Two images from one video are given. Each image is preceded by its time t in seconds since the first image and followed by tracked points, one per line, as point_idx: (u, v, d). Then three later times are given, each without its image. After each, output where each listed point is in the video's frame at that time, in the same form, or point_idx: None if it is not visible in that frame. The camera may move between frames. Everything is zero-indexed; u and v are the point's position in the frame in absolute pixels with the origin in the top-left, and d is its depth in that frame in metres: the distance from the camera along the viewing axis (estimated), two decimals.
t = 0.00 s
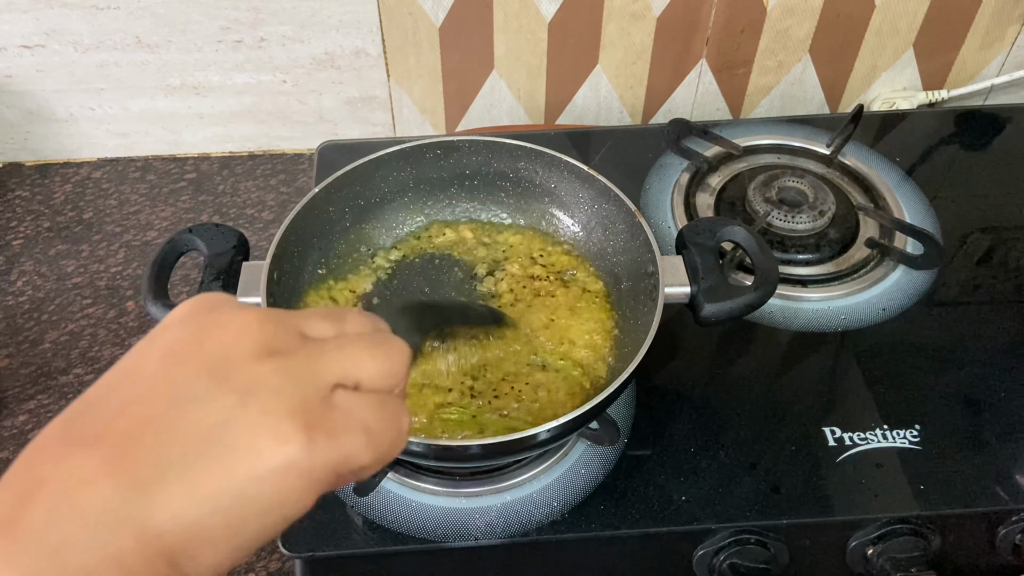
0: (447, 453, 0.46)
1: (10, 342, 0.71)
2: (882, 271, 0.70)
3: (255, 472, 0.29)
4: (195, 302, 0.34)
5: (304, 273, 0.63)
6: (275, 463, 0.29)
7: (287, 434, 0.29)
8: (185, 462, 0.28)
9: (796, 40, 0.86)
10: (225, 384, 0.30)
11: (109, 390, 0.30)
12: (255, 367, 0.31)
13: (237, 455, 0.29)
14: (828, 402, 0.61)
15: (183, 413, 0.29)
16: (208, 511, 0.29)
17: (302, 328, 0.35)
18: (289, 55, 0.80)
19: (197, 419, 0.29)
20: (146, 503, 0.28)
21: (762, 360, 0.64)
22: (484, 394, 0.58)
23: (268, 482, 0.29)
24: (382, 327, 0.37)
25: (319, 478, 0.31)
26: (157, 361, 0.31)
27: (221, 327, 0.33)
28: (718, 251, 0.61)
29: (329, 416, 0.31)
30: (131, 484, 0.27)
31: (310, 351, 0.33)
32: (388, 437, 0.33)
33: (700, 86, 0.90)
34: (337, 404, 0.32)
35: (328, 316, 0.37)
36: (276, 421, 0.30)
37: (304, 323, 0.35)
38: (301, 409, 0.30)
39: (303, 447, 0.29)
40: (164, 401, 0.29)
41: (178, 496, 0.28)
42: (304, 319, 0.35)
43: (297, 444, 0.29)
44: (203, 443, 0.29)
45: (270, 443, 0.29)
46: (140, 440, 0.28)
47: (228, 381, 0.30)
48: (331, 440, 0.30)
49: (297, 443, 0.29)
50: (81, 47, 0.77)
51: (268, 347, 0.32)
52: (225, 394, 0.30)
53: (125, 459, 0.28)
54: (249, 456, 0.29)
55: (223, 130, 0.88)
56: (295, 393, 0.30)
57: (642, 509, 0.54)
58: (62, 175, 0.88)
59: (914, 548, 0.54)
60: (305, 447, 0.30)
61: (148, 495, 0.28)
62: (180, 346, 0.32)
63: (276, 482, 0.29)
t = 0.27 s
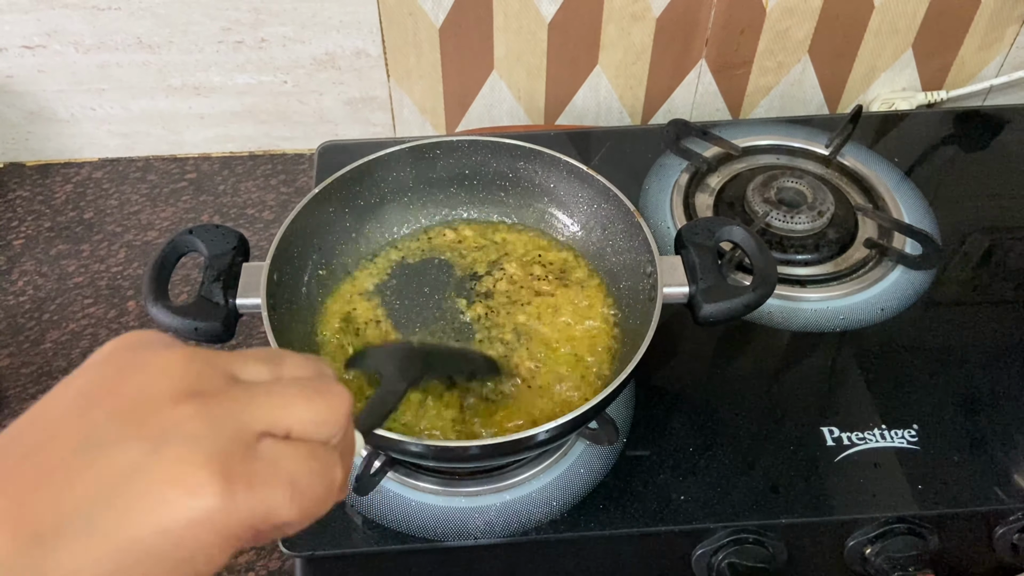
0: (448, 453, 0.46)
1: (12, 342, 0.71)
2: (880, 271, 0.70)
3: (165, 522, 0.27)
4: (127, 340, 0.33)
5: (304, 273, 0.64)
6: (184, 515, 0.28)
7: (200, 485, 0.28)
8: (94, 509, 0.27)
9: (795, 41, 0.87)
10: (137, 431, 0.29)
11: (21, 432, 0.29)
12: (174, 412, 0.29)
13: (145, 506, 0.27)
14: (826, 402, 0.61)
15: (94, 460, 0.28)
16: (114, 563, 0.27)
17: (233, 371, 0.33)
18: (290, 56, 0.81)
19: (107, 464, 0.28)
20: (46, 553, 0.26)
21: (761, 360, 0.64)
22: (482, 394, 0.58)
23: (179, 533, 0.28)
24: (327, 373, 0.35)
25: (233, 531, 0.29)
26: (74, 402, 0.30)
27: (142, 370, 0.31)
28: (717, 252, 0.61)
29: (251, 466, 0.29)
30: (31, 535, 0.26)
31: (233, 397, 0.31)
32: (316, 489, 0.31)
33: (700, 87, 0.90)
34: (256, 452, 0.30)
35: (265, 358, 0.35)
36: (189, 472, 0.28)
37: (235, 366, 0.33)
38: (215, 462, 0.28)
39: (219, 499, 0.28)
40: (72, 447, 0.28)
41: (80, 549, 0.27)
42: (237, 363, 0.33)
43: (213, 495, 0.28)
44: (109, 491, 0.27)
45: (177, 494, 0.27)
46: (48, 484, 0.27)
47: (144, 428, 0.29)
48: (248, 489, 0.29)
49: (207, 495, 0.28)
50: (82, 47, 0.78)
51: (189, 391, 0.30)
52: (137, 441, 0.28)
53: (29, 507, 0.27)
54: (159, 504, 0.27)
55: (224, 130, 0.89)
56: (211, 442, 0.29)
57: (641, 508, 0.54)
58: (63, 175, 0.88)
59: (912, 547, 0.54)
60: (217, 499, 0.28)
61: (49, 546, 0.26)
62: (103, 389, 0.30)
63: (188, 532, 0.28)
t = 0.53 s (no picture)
0: (447, 450, 0.46)
1: (8, 339, 0.71)
2: (881, 268, 0.70)
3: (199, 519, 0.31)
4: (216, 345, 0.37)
5: (302, 270, 0.64)
6: (216, 517, 0.31)
7: (241, 495, 0.31)
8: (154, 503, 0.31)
9: (796, 38, 0.86)
10: (202, 439, 0.32)
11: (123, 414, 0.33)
12: (234, 425, 0.32)
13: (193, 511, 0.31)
14: (826, 400, 0.61)
15: (155, 461, 0.31)
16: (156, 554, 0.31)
17: (290, 389, 0.35)
18: (289, 53, 0.80)
19: (171, 461, 0.31)
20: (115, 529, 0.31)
21: (761, 357, 0.64)
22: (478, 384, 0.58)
23: (220, 539, 0.31)
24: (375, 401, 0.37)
25: (250, 543, 0.32)
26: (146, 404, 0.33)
27: (211, 384, 0.34)
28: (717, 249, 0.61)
29: (290, 484, 0.32)
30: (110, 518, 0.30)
31: (289, 416, 0.33)
32: (339, 513, 0.35)
33: (700, 84, 0.90)
34: (292, 475, 0.33)
35: (324, 377, 0.36)
36: (239, 482, 0.31)
37: (294, 384, 0.35)
38: (255, 475, 0.31)
39: (259, 508, 0.31)
40: (147, 455, 0.31)
41: (142, 540, 0.31)
42: (295, 378, 0.36)
43: (248, 506, 0.31)
44: (169, 486, 0.31)
45: (221, 499, 0.31)
46: (133, 467, 0.31)
47: (206, 436, 0.32)
48: (281, 502, 0.32)
49: (249, 504, 0.31)
50: (80, 44, 0.77)
51: (251, 405, 0.33)
52: (202, 445, 0.31)
53: (103, 489, 0.31)
54: (196, 505, 0.31)
55: (222, 127, 0.88)
56: (262, 458, 0.32)
57: (640, 506, 0.53)
58: (60, 172, 0.88)
59: (913, 546, 0.54)
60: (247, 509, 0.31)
61: (118, 533, 0.31)
62: (187, 394, 0.34)
63: (218, 538, 0.31)
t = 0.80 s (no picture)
0: (446, 450, 0.46)
1: (7, 338, 0.71)
2: (882, 268, 0.70)
3: (64, 451, 0.34)
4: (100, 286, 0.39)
5: (302, 268, 0.63)
6: (85, 444, 0.34)
7: (119, 421, 0.34)
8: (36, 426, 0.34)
9: (796, 37, 0.86)
10: (31, 366, 0.35)
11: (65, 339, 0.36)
12: (132, 353, 0.35)
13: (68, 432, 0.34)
14: (827, 399, 0.61)
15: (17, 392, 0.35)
16: (75, 469, 0.35)
17: (189, 324, 0.39)
18: (288, 51, 0.80)
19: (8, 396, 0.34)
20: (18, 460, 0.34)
21: (761, 357, 0.64)
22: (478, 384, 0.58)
23: (109, 456, 0.35)
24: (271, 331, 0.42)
25: (150, 463, 0.35)
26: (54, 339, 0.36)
27: (107, 320, 0.37)
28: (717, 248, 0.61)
29: (185, 405, 0.35)
30: (158, 417, 0.34)
31: (183, 347, 0.37)
32: (245, 428, 0.38)
33: (700, 83, 0.90)
34: (221, 391, 0.37)
35: (222, 313, 0.40)
36: (121, 397, 0.34)
37: (190, 320, 0.39)
38: (132, 404, 0.34)
39: (159, 427, 0.34)
40: (154, 365, 0.35)
41: (102, 443, 0.34)
42: (194, 317, 0.39)
43: (154, 428, 0.34)
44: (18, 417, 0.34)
45: (77, 428, 0.34)
46: (40, 402, 0.34)
47: (98, 366, 0.35)
48: (162, 430, 0.35)
49: (148, 426, 0.34)
50: (79, 42, 0.77)
51: (102, 337, 0.36)
52: (31, 377, 0.35)
53: None
54: (67, 436, 0.34)
55: (222, 126, 0.88)
56: (122, 386, 0.35)
57: (640, 505, 0.53)
58: (60, 171, 0.88)
59: (913, 545, 0.54)
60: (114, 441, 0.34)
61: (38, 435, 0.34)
62: (123, 331, 0.36)
63: (90, 454, 0.35)
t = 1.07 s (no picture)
0: (449, 448, 0.46)
1: (10, 336, 0.71)
2: (885, 267, 0.70)
3: None
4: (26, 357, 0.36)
5: (305, 266, 0.63)
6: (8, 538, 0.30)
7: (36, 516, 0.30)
8: None
9: (800, 36, 0.86)
10: None
11: (22, 408, 0.32)
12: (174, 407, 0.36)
13: None
14: (830, 398, 0.61)
15: None
16: None
17: (110, 399, 0.35)
18: (291, 49, 0.80)
19: None
20: None
21: (764, 355, 0.64)
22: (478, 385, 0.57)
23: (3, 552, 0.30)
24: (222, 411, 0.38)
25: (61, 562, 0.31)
26: None
27: (38, 382, 0.34)
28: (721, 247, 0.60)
29: (95, 497, 0.31)
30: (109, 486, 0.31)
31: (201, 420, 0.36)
32: (172, 520, 0.33)
33: (704, 82, 0.90)
34: (156, 478, 0.33)
35: (150, 390, 0.37)
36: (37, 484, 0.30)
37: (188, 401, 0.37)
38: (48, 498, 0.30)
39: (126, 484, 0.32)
40: (91, 440, 0.32)
41: None
42: (122, 392, 0.36)
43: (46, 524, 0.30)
44: None
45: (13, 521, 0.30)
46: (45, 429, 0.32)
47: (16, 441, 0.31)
48: (90, 524, 0.31)
49: (43, 527, 0.30)
50: (82, 40, 0.77)
51: (55, 415, 0.33)
52: None
53: None
54: None
55: (224, 123, 0.88)
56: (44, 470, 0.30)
57: (643, 504, 0.53)
58: (62, 168, 0.88)
59: (917, 544, 0.53)
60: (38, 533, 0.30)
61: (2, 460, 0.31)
62: (62, 406, 0.33)
63: None
